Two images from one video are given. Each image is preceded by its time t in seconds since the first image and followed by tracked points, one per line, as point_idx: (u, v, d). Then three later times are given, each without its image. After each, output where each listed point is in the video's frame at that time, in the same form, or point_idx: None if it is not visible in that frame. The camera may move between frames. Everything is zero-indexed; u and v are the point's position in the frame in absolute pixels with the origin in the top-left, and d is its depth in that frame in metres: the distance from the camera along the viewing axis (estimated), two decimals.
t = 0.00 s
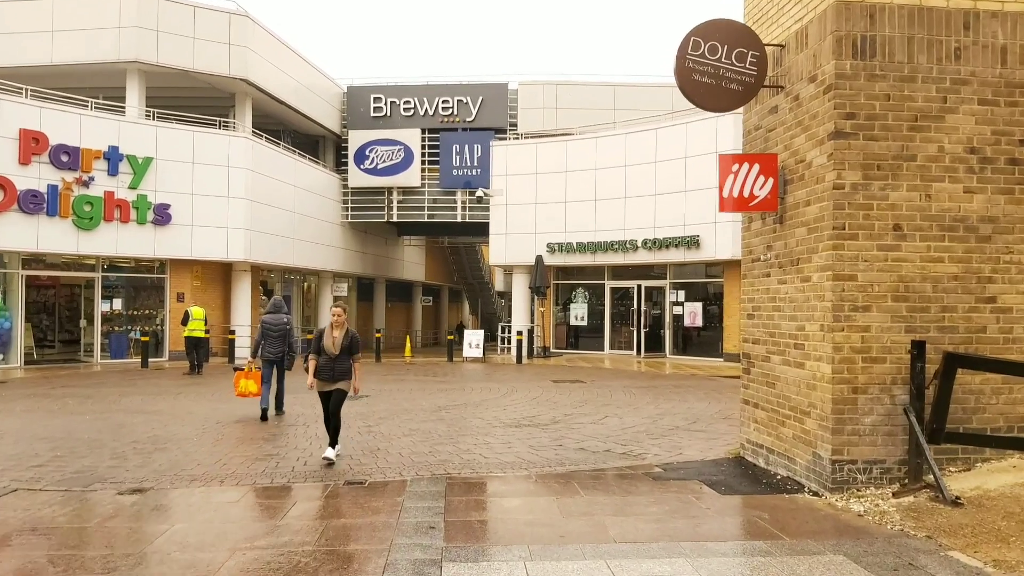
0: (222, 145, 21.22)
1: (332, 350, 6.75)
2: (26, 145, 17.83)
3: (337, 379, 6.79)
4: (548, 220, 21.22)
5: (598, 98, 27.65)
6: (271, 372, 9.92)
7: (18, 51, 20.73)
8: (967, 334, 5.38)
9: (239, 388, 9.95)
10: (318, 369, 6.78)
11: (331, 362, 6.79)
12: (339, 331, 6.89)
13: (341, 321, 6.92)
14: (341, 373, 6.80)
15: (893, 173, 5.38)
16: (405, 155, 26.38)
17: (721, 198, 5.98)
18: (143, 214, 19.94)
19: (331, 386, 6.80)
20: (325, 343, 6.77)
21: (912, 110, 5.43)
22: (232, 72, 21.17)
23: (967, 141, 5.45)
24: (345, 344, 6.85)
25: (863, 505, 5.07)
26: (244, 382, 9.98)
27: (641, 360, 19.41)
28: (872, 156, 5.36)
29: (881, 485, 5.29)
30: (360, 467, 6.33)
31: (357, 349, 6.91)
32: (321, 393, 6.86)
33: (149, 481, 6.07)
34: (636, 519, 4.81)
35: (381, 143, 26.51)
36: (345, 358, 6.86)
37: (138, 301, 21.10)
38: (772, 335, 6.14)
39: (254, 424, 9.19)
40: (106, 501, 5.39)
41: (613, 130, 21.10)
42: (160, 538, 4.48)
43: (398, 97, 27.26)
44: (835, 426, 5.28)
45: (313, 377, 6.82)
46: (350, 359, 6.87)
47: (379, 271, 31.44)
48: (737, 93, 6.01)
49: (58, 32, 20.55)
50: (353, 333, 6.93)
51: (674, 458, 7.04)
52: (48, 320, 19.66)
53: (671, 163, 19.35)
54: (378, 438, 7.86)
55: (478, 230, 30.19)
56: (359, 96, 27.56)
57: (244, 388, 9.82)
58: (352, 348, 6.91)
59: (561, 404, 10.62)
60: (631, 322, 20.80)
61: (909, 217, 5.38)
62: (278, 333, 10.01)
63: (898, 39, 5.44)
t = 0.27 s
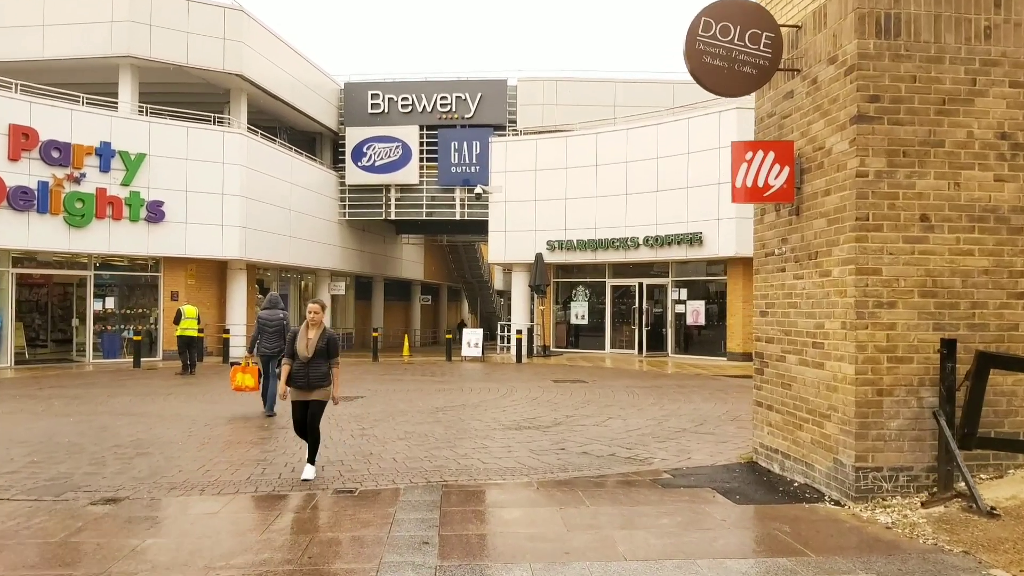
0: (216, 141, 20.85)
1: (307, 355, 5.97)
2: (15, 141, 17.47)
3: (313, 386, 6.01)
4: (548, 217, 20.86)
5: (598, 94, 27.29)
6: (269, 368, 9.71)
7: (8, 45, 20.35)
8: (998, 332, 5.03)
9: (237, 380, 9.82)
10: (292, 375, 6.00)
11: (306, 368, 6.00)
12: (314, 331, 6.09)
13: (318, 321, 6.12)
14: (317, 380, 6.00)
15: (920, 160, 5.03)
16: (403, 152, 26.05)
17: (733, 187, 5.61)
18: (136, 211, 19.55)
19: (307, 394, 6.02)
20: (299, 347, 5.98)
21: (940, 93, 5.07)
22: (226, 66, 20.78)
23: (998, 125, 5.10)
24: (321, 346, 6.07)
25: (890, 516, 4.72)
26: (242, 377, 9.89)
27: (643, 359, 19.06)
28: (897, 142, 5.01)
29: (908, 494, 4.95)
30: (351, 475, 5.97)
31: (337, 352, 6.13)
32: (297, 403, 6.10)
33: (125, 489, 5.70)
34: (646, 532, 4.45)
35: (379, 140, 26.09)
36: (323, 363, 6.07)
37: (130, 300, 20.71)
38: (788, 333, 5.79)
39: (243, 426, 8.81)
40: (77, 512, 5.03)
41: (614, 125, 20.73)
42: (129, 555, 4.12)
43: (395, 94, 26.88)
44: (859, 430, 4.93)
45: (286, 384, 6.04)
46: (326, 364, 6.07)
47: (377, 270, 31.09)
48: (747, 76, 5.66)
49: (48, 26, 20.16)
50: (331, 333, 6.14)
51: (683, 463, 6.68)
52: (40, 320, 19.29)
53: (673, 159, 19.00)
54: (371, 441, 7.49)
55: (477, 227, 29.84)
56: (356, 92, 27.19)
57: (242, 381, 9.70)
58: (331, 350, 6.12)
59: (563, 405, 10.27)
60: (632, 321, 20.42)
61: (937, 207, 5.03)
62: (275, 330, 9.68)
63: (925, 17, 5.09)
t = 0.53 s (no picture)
0: (203, 139, 20.44)
1: (265, 367, 5.21)
2: None
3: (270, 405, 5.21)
4: (541, 216, 20.51)
5: (592, 92, 26.96)
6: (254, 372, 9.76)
7: None
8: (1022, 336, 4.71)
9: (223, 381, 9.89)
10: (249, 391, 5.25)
11: (266, 383, 5.25)
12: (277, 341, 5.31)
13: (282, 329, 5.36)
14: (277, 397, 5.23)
15: (939, 152, 4.71)
16: (394, 150, 25.77)
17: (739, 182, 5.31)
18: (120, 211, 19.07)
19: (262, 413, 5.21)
20: (257, 358, 5.24)
21: (960, 80, 4.75)
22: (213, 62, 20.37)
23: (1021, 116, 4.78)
24: (283, 358, 5.28)
25: (909, 534, 4.39)
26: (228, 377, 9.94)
27: (638, 361, 18.73)
28: (915, 133, 4.69)
29: (927, 509, 4.62)
30: (332, 488, 5.61)
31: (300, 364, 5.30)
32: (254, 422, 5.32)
33: (90, 505, 5.32)
34: (648, 554, 4.10)
35: (369, 139, 25.86)
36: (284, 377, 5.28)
37: (114, 301, 20.24)
38: (796, 337, 5.45)
39: (224, 433, 8.43)
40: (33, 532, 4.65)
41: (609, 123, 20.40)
42: None
43: (387, 91, 26.49)
44: (875, 441, 4.60)
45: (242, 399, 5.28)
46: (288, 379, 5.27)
47: (369, 270, 30.68)
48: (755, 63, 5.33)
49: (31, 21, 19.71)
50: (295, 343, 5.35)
51: (684, 473, 6.34)
52: (23, 322, 19.14)
53: (669, 157, 18.69)
54: (356, 450, 7.13)
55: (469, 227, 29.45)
56: (347, 90, 26.77)
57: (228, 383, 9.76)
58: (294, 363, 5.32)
59: (557, 410, 9.93)
60: (627, 322, 20.11)
61: (957, 202, 4.71)
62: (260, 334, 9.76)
63: None
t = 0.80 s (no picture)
0: (189, 135, 20.05)
1: (210, 367, 4.57)
2: None
3: (217, 409, 4.57)
4: (534, 214, 20.21)
5: (586, 89, 26.67)
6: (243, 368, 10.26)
7: None
8: None
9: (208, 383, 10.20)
10: (193, 396, 4.60)
11: (212, 386, 4.60)
12: (225, 338, 4.69)
13: (231, 325, 4.73)
14: (224, 402, 4.58)
15: (956, 140, 4.42)
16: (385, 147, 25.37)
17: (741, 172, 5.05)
18: (103, 207, 18.65)
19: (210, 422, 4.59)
20: (202, 359, 4.60)
21: (979, 61, 4.45)
22: (200, 57, 19.98)
23: None
24: (232, 359, 4.64)
25: (926, 547, 4.10)
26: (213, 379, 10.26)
27: (632, 361, 18.43)
28: (931, 118, 4.40)
29: (944, 521, 4.33)
30: (310, 496, 5.28)
31: (251, 365, 4.64)
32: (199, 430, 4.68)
33: (50, 516, 4.98)
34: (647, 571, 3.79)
35: (359, 135, 25.45)
36: (234, 381, 4.63)
37: (98, 300, 19.81)
38: (802, 336, 5.16)
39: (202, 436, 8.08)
40: None
41: (602, 119, 20.11)
42: None
43: (378, 87, 26.17)
44: (888, 447, 4.30)
45: (186, 404, 4.63)
46: (238, 382, 4.63)
47: (359, 269, 30.32)
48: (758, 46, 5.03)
49: (13, 14, 19.29)
50: (246, 341, 4.69)
51: (682, 479, 6.03)
52: (5, 321, 18.76)
53: (664, 154, 18.40)
54: (338, 456, 6.79)
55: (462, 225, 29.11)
56: (337, 86, 26.39)
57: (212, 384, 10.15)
58: (244, 364, 4.66)
59: (550, 412, 9.61)
60: (621, 322, 19.82)
61: (975, 193, 4.42)
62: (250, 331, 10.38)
63: None
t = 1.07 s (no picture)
0: (181, 132, 19.69)
1: (148, 384, 3.79)
2: None
3: (158, 434, 3.82)
4: (533, 213, 19.87)
5: (585, 87, 26.35)
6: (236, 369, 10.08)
7: None
8: None
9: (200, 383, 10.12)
10: (130, 419, 3.82)
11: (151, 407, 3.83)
12: (164, 348, 3.90)
13: (171, 332, 3.95)
14: (166, 425, 3.82)
15: (991, 126, 4.09)
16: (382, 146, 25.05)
17: (756, 162, 4.72)
18: (94, 205, 18.28)
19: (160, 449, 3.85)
20: (136, 374, 3.80)
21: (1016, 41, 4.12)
22: (193, 53, 19.62)
23: None
24: (174, 374, 3.87)
25: (962, 569, 3.77)
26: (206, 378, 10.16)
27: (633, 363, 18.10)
28: (965, 102, 4.06)
29: (981, 539, 3.99)
30: (295, 509, 4.93)
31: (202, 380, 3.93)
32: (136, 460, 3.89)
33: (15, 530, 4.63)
34: None
35: (356, 134, 25.17)
36: (177, 400, 3.88)
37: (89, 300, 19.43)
38: (822, 339, 4.82)
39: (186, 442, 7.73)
40: None
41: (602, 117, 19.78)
42: None
43: (374, 85, 25.82)
44: (920, 459, 3.96)
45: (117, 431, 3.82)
46: (184, 400, 3.90)
47: (356, 269, 29.97)
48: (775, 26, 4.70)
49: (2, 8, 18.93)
50: (192, 352, 3.95)
51: (692, 489, 5.69)
52: None
53: (665, 152, 18.07)
54: (328, 463, 6.44)
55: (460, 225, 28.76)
56: (333, 84, 26.04)
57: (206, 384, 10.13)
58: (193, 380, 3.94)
59: (551, 416, 9.28)
60: (622, 323, 19.49)
61: (1012, 183, 4.09)
62: (241, 331, 10.07)
63: None
